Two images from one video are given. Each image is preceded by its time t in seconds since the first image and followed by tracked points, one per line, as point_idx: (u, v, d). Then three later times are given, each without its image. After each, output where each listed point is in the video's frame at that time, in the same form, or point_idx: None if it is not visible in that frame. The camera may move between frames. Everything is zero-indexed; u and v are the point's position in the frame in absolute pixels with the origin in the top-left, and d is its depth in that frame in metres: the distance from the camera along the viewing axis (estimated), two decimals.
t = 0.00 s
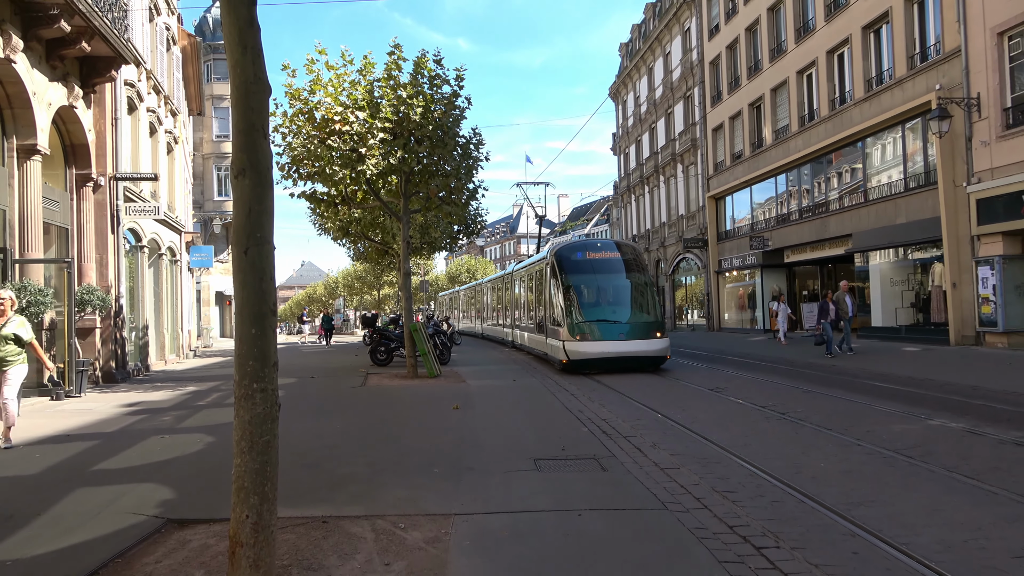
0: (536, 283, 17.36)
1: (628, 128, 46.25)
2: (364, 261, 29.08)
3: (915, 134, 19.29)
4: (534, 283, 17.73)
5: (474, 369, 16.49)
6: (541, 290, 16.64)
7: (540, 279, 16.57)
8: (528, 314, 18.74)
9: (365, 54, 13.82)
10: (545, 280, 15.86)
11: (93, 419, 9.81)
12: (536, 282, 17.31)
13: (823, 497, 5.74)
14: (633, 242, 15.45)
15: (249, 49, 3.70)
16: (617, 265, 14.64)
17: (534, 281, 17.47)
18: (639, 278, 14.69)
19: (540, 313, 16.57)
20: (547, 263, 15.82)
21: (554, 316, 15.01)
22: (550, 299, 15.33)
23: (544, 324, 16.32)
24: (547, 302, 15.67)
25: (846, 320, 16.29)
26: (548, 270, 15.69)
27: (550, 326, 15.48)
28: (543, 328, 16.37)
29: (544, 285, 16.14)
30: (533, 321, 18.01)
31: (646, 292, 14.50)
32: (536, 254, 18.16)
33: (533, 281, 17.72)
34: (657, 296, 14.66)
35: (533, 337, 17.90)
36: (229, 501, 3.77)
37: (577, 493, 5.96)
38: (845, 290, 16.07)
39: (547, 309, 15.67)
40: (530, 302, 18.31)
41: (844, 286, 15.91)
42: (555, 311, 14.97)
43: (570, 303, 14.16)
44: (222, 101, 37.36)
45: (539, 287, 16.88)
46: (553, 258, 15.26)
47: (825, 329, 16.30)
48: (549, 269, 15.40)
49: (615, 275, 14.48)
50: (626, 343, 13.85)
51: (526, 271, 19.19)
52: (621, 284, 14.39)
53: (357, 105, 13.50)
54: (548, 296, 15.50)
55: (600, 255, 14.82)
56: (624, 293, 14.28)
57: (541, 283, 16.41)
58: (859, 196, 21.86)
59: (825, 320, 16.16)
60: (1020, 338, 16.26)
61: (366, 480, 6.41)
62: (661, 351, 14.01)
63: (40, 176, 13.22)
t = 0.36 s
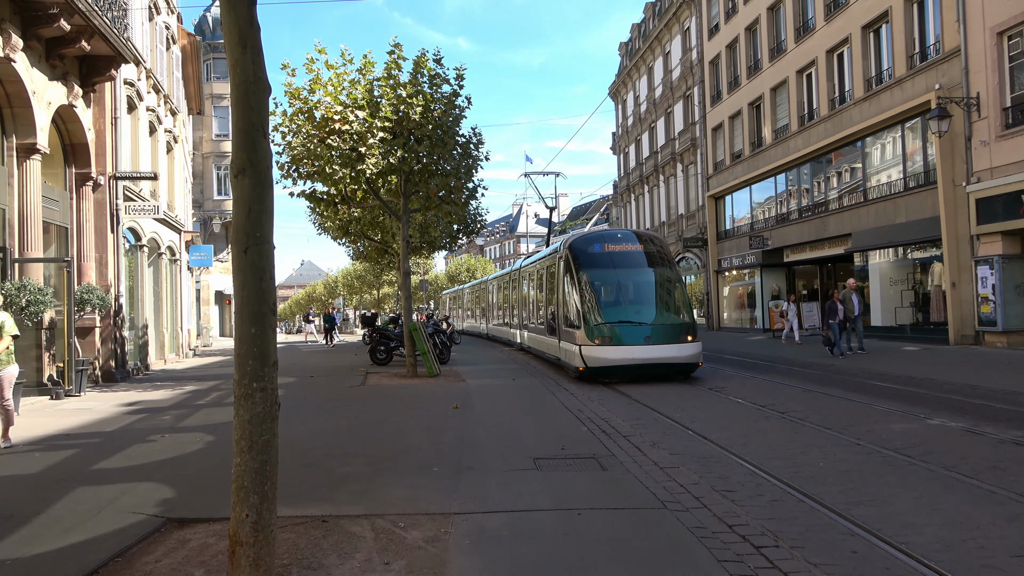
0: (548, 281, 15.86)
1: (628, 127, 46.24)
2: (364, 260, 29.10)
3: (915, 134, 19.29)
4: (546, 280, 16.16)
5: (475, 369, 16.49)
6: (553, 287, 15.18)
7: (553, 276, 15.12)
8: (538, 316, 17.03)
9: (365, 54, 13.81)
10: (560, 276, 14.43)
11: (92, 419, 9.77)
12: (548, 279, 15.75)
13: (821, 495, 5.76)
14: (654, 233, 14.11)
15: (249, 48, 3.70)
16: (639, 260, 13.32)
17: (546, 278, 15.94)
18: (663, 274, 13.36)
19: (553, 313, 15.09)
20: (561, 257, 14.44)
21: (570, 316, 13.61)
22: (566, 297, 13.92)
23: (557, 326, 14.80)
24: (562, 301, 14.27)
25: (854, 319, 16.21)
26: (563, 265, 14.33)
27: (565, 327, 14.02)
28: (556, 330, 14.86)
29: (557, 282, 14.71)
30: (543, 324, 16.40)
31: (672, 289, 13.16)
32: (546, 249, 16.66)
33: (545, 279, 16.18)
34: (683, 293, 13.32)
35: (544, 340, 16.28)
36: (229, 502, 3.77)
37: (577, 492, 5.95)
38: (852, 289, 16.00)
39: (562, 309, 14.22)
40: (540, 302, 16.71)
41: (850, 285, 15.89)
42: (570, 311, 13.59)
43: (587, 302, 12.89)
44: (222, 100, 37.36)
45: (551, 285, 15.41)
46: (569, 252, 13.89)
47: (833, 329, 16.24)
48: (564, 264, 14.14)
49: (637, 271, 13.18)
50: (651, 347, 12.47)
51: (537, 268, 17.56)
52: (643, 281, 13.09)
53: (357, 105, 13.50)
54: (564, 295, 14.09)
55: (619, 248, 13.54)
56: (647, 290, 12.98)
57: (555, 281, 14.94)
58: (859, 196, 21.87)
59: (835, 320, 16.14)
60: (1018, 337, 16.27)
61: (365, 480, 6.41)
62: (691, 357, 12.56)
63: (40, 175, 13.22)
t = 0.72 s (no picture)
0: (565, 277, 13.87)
1: (628, 126, 46.24)
2: (365, 260, 29.10)
3: (914, 133, 19.28)
4: (562, 276, 14.13)
5: (475, 369, 16.46)
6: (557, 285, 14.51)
7: (570, 271, 13.22)
8: (554, 317, 14.91)
9: (365, 53, 13.80)
10: (578, 271, 12.52)
11: (91, 419, 9.77)
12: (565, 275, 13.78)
13: (821, 495, 5.76)
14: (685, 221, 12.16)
15: (249, 48, 3.69)
16: (669, 253, 11.41)
17: (563, 274, 13.99)
18: (697, 267, 11.42)
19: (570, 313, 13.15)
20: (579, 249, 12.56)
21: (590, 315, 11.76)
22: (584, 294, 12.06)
23: (574, 328, 12.85)
24: (580, 299, 12.39)
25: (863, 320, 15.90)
26: (580, 259, 12.44)
27: (584, 329, 12.15)
28: (573, 332, 12.93)
29: (574, 279, 12.78)
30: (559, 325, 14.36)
31: (707, 285, 11.24)
32: (563, 240, 14.66)
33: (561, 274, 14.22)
34: (721, 290, 11.38)
35: (559, 344, 14.24)
36: (229, 502, 3.77)
37: (577, 491, 5.94)
38: (862, 289, 15.88)
39: (580, 307, 12.35)
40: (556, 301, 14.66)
41: (860, 285, 15.67)
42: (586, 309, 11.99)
43: (609, 301, 11.06)
44: (221, 100, 37.39)
45: (568, 282, 13.48)
46: (587, 243, 12.05)
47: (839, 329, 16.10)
48: (581, 256, 12.33)
49: (666, 264, 11.25)
50: (685, 355, 10.56)
51: (551, 261, 15.48)
52: (674, 276, 11.17)
53: (356, 104, 13.48)
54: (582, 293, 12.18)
55: (645, 238, 11.64)
56: (679, 286, 11.08)
57: (571, 277, 13.03)
58: (858, 195, 21.86)
59: (839, 321, 15.97)
60: (1018, 337, 16.26)
61: (365, 480, 6.40)
62: (732, 367, 10.66)
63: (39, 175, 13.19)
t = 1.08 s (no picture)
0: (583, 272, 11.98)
1: (628, 125, 46.24)
2: (364, 260, 29.13)
3: (914, 133, 19.28)
4: (580, 269, 12.18)
5: (475, 369, 16.46)
6: (558, 285, 14.40)
7: (589, 264, 11.35)
8: (572, 319, 12.90)
9: (365, 53, 13.80)
10: (599, 264, 10.67)
11: (92, 419, 9.79)
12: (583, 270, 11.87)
13: (821, 495, 5.76)
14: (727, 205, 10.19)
15: (249, 48, 3.70)
16: (706, 242, 9.58)
17: (581, 268, 12.05)
18: (740, 260, 9.52)
19: (590, 314, 11.27)
20: (599, 239, 10.73)
21: (614, 316, 9.96)
22: (607, 292, 10.23)
23: (595, 332, 10.93)
24: (601, 298, 10.56)
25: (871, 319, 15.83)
26: (601, 250, 10.61)
27: (607, 332, 10.29)
28: (595, 336, 11.02)
29: (594, 274, 10.91)
30: (577, 329, 12.39)
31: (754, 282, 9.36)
32: (579, 230, 12.75)
33: (578, 268, 12.27)
34: (771, 287, 9.48)
35: (578, 350, 12.28)
36: (229, 502, 3.77)
37: (577, 491, 5.94)
38: (869, 288, 15.83)
39: (602, 307, 10.52)
40: (573, 300, 12.67)
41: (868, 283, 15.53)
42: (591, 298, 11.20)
43: (637, 300, 9.23)
44: (221, 100, 37.41)
45: (586, 277, 11.59)
46: (610, 232, 10.23)
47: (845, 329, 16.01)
48: (603, 248, 10.49)
49: (703, 256, 9.40)
50: (733, 366, 8.67)
51: (568, 253, 13.48)
52: (714, 270, 9.29)
53: (356, 105, 13.48)
54: (605, 291, 10.32)
55: (679, 225, 9.76)
56: (719, 282, 9.22)
57: (591, 272, 11.16)
58: (858, 195, 21.86)
59: (846, 320, 15.90)
60: (1018, 336, 16.25)
61: (364, 480, 6.40)
62: (788, 380, 8.78)
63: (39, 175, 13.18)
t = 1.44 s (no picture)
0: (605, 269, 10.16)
1: (628, 126, 46.27)
2: (364, 261, 29.15)
3: (914, 133, 19.28)
4: (603, 265, 10.28)
5: (476, 369, 16.48)
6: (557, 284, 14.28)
7: (614, 257, 9.52)
8: (592, 324, 10.95)
9: (365, 54, 13.80)
10: (628, 257, 8.89)
11: (93, 419, 9.81)
12: (607, 265, 10.00)
13: (820, 494, 5.77)
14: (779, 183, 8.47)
15: (249, 48, 3.70)
16: (759, 228, 7.87)
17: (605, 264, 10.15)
18: (804, 250, 7.73)
19: (616, 317, 9.45)
20: (628, 227, 9.02)
21: (648, 318, 8.21)
22: (638, 289, 8.50)
23: (623, 338, 9.08)
24: (630, 297, 8.77)
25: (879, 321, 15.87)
26: (630, 240, 8.87)
27: (639, 338, 8.48)
28: (623, 343, 9.14)
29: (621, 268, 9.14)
30: (598, 335, 10.48)
31: (822, 276, 7.55)
32: (600, 220, 10.85)
33: (601, 263, 10.38)
34: (845, 282, 7.63)
35: (599, 359, 10.37)
36: (230, 502, 3.78)
37: (577, 492, 5.95)
38: (877, 291, 15.88)
39: (631, 309, 8.76)
40: (594, 301, 10.75)
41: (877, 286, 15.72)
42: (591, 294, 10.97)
43: (679, 299, 7.47)
44: (221, 101, 37.40)
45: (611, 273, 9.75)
46: (642, 218, 8.51)
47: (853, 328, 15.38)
48: (632, 236, 8.79)
49: (756, 244, 7.70)
50: (805, 384, 6.83)
51: (587, 246, 11.46)
52: (770, 262, 7.55)
53: (357, 105, 13.49)
54: (637, 288, 8.53)
55: (725, 209, 8.05)
56: (777, 275, 7.47)
57: (617, 267, 9.34)
58: (858, 195, 21.88)
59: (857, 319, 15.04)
60: (1018, 336, 16.26)
61: (365, 479, 6.41)
62: (875, 401, 6.91)
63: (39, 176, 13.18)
